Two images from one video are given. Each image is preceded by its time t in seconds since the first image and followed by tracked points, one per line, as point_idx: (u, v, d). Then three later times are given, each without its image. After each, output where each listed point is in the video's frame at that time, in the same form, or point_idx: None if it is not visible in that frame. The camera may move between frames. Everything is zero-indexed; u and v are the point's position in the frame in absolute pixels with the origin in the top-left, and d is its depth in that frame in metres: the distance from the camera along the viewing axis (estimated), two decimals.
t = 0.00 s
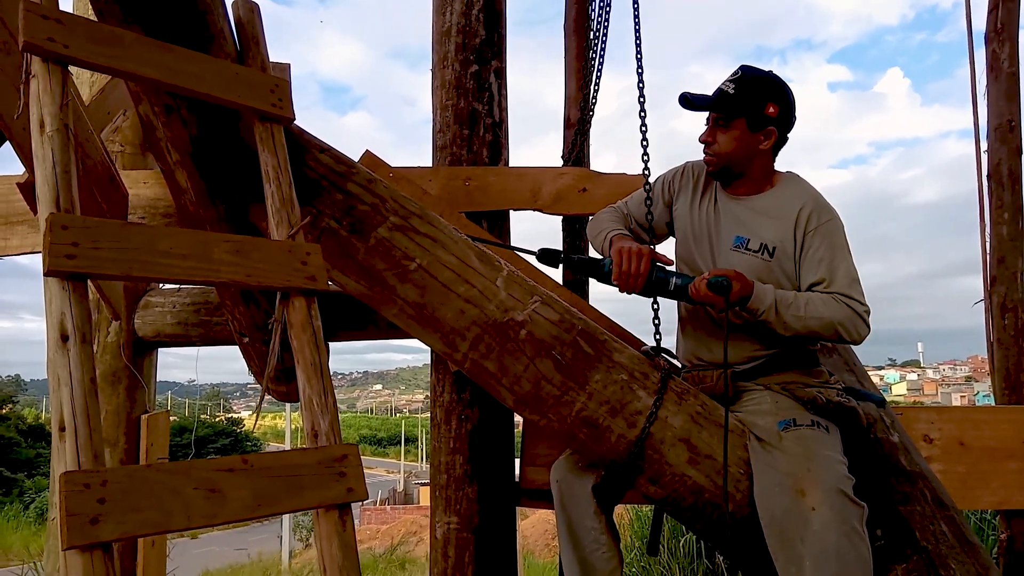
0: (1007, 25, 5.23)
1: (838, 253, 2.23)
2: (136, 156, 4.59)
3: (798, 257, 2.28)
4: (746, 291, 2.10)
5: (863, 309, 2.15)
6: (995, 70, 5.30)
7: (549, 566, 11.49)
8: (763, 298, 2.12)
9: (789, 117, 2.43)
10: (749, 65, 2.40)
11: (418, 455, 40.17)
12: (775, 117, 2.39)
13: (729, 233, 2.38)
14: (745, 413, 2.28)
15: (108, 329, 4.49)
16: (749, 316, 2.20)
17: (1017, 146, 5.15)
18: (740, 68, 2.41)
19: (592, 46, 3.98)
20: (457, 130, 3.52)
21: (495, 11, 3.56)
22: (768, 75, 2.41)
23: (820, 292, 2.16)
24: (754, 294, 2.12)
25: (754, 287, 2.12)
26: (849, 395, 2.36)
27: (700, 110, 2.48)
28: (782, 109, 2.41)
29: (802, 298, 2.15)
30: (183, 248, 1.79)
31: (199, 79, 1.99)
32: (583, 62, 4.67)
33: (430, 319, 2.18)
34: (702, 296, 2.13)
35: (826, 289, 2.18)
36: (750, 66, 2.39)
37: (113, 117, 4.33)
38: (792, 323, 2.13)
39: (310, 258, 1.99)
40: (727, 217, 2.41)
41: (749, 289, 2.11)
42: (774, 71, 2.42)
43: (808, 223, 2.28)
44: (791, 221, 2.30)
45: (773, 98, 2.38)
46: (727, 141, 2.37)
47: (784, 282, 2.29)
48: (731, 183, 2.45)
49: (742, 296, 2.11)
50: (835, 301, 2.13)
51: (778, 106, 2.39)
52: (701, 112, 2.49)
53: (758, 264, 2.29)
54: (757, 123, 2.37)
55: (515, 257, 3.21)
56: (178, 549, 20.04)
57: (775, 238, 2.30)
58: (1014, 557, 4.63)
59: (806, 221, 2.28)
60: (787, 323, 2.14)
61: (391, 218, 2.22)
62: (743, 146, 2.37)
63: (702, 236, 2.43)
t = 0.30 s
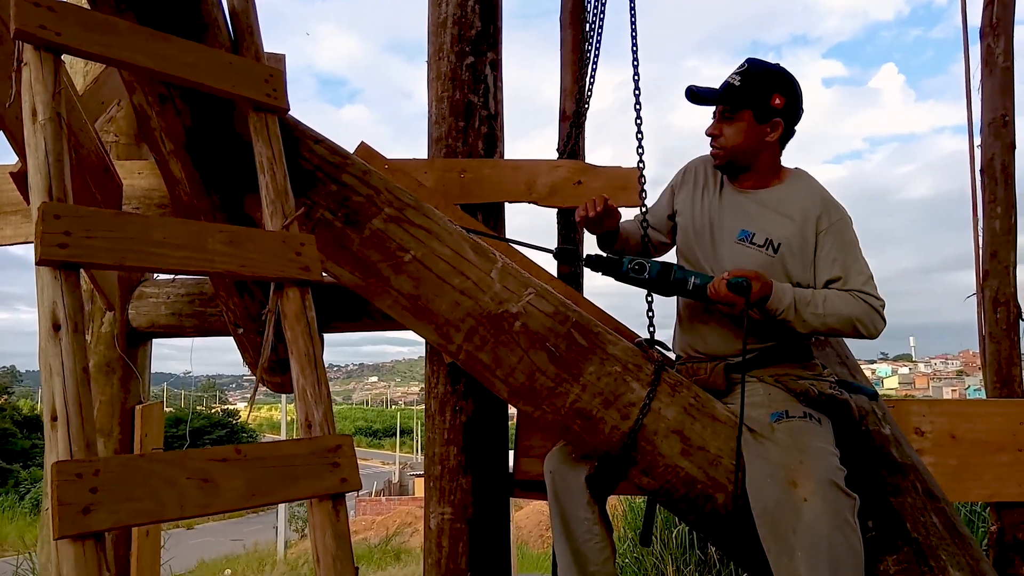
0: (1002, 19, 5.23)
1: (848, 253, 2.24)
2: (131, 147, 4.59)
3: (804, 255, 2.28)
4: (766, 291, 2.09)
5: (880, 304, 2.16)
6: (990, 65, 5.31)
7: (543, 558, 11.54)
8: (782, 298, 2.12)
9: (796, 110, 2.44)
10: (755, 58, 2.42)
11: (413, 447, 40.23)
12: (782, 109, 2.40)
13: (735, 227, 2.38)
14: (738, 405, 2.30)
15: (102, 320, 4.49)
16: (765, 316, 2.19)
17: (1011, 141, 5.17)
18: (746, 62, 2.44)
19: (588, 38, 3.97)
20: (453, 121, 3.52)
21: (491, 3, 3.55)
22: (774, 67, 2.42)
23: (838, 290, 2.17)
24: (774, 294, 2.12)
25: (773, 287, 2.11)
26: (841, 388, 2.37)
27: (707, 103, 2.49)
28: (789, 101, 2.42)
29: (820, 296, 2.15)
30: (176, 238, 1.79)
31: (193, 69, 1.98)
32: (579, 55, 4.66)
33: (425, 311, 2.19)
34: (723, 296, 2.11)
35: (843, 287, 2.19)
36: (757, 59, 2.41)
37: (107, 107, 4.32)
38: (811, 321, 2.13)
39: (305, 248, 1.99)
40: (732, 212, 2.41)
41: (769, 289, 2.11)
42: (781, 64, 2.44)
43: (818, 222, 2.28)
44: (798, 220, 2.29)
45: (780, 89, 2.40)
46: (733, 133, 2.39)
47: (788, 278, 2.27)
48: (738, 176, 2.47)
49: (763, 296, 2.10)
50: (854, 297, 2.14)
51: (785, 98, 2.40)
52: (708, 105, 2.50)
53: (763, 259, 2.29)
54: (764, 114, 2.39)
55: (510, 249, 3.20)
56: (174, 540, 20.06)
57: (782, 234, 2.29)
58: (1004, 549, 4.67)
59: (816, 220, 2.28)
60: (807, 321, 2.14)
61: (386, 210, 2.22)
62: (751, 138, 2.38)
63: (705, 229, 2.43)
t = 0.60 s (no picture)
0: (993, 16, 5.24)
1: (860, 253, 2.25)
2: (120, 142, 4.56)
3: (813, 254, 2.28)
4: (798, 293, 2.11)
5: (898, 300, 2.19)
6: (981, 62, 5.32)
7: (536, 554, 11.55)
8: (812, 299, 2.13)
9: (803, 108, 2.42)
10: (760, 56, 2.40)
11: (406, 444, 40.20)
12: (787, 106, 2.37)
13: (742, 222, 2.36)
14: (730, 401, 2.30)
15: (92, 316, 4.46)
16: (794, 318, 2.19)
17: (1002, 138, 5.19)
18: (751, 60, 2.42)
19: (580, 34, 3.96)
20: (445, 117, 3.50)
21: None
22: (779, 64, 2.40)
23: (858, 288, 2.19)
24: (804, 297, 2.13)
25: (804, 289, 2.12)
26: (834, 385, 2.36)
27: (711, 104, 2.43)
28: (795, 98, 2.39)
29: (845, 295, 2.16)
30: (165, 234, 1.77)
31: (182, 64, 1.96)
32: (572, 51, 4.65)
33: (417, 307, 2.17)
34: (755, 300, 2.12)
35: (862, 286, 2.21)
36: (761, 57, 2.40)
37: (96, 102, 4.28)
38: (840, 320, 2.15)
39: (295, 245, 1.97)
40: (739, 206, 2.39)
41: (800, 291, 2.12)
42: (785, 60, 2.41)
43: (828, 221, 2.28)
44: (807, 218, 2.29)
45: (785, 87, 2.37)
46: (740, 132, 2.39)
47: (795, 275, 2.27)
48: (746, 174, 2.47)
49: (795, 298, 2.11)
50: (874, 293, 2.18)
51: (790, 95, 2.37)
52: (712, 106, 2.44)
53: (771, 256, 2.28)
54: (769, 112, 2.37)
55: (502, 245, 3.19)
56: (165, 538, 19.98)
57: (791, 231, 2.29)
58: (995, 544, 4.69)
59: (827, 219, 2.28)
60: (835, 321, 2.15)
61: (377, 206, 2.20)
62: (756, 136, 2.38)
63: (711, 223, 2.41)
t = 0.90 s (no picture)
0: (992, 12, 5.24)
1: (872, 249, 2.30)
2: (118, 142, 4.57)
3: (826, 249, 2.31)
4: (832, 300, 2.14)
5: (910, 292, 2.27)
6: (980, 57, 5.32)
7: (536, 552, 11.55)
8: (845, 304, 2.16)
9: (805, 103, 2.43)
10: (760, 55, 2.41)
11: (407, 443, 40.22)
12: (790, 102, 2.39)
13: (753, 218, 2.36)
14: (729, 398, 2.30)
15: (91, 316, 4.46)
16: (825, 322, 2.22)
17: (1000, 133, 5.19)
18: (751, 60, 2.42)
19: (578, 31, 3.96)
20: (443, 115, 3.50)
21: None
22: (779, 61, 2.40)
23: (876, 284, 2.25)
24: (837, 302, 2.15)
25: (836, 294, 2.15)
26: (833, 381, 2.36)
27: (714, 105, 2.41)
28: (797, 94, 2.40)
29: (870, 293, 2.21)
30: (163, 233, 1.78)
31: (180, 63, 1.96)
32: (570, 48, 4.65)
33: (415, 305, 2.18)
34: (792, 308, 2.13)
35: (878, 281, 2.27)
36: (762, 56, 2.40)
37: (94, 101, 4.28)
38: (870, 320, 2.19)
39: (294, 243, 1.97)
40: (750, 202, 2.39)
41: (834, 296, 2.14)
42: (783, 57, 2.42)
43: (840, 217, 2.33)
44: (820, 214, 2.32)
45: (787, 83, 2.38)
46: (746, 131, 2.38)
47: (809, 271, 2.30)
48: (754, 172, 2.47)
49: (830, 305, 2.13)
50: (893, 287, 2.24)
51: (792, 91, 2.39)
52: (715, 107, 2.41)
53: (787, 251, 2.29)
54: (773, 109, 2.37)
55: (500, 243, 3.19)
56: (166, 537, 20.00)
57: (805, 227, 2.31)
58: (994, 540, 4.70)
59: (838, 216, 2.33)
60: (865, 321, 2.20)
61: (375, 204, 2.20)
62: (763, 134, 2.38)
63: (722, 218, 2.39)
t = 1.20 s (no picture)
0: (990, 13, 5.24)
1: (875, 247, 2.41)
2: (118, 141, 4.57)
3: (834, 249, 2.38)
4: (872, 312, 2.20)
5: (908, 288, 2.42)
6: (978, 58, 5.32)
7: (535, 552, 11.56)
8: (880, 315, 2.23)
9: (808, 104, 2.44)
10: (761, 59, 2.42)
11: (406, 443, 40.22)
12: (795, 105, 2.39)
13: (766, 218, 2.37)
14: (728, 398, 2.30)
15: (90, 315, 4.46)
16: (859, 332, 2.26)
17: (998, 134, 5.20)
18: (752, 64, 2.43)
19: (577, 31, 3.96)
20: (442, 115, 3.50)
21: None
22: (781, 64, 2.41)
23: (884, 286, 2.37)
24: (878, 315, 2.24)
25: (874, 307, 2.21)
26: (831, 382, 2.36)
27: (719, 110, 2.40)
28: (800, 96, 2.41)
29: (895, 299, 2.31)
30: (162, 233, 1.78)
31: (180, 62, 1.96)
32: (569, 49, 4.65)
33: (414, 305, 2.18)
34: (837, 322, 2.15)
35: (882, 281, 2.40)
36: (762, 60, 2.41)
37: (93, 101, 4.28)
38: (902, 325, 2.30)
39: (292, 244, 1.98)
40: (760, 203, 2.40)
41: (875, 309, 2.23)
42: (783, 59, 2.43)
43: (847, 218, 2.40)
44: (830, 215, 2.38)
45: (791, 86, 2.39)
46: (751, 134, 2.38)
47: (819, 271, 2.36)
48: (760, 175, 2.47)
49: (871, 316, 2.20)
50: (904, 285, 2.37)
51: (796, 93, 2.39)
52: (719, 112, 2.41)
53: (801, 251, 2.33)
54: (779, 111, 2.38)
55: (499, 243, 3.19)
56: (165, 537, 20.00)
57: (816, 227, 2.36)
58: (992, 540, 4.71)
59: (845, 215, 2.40)
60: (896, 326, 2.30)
61: (374, 204, 2.21)
62: (770, 137, 2.38)
63: (735, 219, 2.37)
